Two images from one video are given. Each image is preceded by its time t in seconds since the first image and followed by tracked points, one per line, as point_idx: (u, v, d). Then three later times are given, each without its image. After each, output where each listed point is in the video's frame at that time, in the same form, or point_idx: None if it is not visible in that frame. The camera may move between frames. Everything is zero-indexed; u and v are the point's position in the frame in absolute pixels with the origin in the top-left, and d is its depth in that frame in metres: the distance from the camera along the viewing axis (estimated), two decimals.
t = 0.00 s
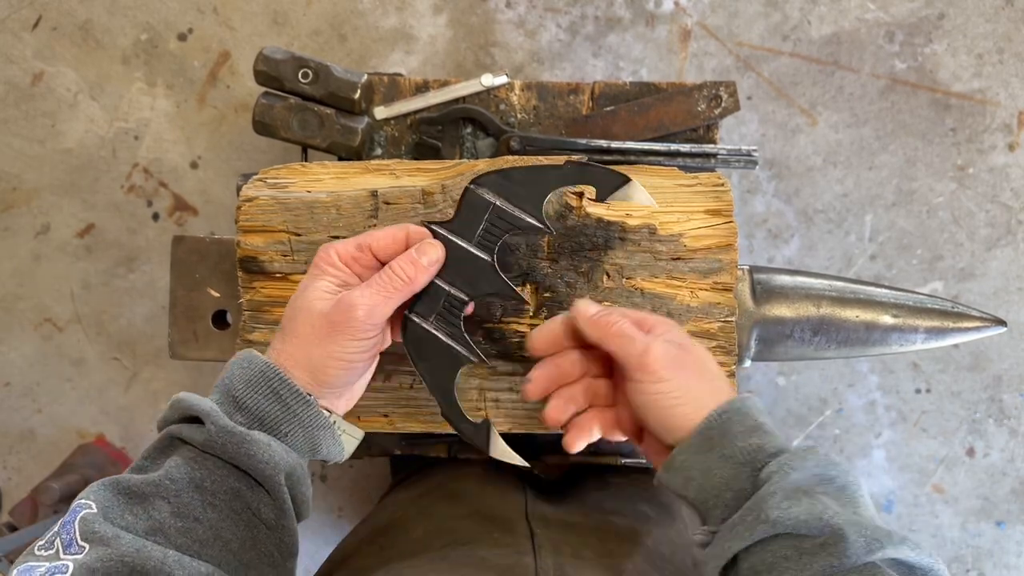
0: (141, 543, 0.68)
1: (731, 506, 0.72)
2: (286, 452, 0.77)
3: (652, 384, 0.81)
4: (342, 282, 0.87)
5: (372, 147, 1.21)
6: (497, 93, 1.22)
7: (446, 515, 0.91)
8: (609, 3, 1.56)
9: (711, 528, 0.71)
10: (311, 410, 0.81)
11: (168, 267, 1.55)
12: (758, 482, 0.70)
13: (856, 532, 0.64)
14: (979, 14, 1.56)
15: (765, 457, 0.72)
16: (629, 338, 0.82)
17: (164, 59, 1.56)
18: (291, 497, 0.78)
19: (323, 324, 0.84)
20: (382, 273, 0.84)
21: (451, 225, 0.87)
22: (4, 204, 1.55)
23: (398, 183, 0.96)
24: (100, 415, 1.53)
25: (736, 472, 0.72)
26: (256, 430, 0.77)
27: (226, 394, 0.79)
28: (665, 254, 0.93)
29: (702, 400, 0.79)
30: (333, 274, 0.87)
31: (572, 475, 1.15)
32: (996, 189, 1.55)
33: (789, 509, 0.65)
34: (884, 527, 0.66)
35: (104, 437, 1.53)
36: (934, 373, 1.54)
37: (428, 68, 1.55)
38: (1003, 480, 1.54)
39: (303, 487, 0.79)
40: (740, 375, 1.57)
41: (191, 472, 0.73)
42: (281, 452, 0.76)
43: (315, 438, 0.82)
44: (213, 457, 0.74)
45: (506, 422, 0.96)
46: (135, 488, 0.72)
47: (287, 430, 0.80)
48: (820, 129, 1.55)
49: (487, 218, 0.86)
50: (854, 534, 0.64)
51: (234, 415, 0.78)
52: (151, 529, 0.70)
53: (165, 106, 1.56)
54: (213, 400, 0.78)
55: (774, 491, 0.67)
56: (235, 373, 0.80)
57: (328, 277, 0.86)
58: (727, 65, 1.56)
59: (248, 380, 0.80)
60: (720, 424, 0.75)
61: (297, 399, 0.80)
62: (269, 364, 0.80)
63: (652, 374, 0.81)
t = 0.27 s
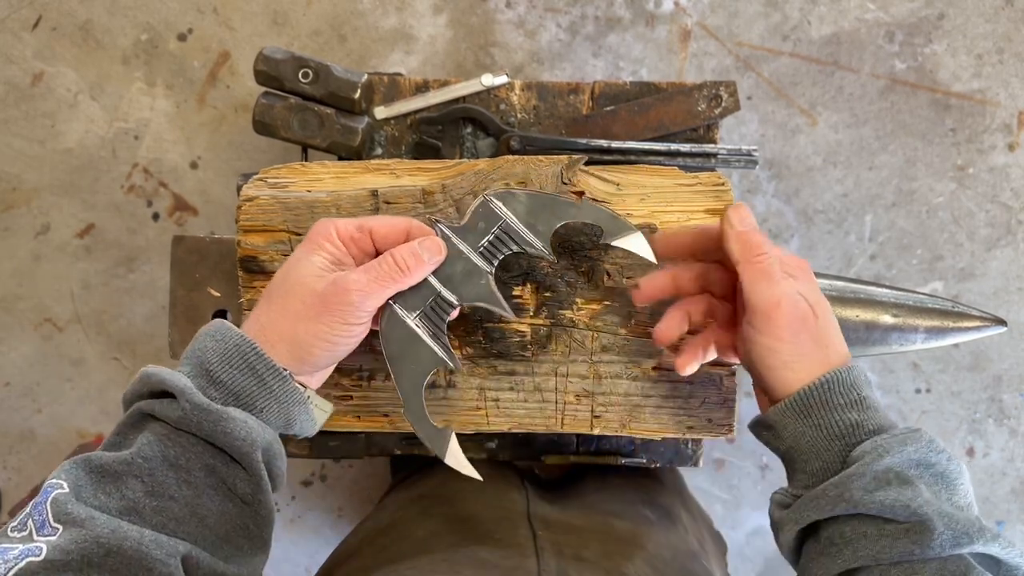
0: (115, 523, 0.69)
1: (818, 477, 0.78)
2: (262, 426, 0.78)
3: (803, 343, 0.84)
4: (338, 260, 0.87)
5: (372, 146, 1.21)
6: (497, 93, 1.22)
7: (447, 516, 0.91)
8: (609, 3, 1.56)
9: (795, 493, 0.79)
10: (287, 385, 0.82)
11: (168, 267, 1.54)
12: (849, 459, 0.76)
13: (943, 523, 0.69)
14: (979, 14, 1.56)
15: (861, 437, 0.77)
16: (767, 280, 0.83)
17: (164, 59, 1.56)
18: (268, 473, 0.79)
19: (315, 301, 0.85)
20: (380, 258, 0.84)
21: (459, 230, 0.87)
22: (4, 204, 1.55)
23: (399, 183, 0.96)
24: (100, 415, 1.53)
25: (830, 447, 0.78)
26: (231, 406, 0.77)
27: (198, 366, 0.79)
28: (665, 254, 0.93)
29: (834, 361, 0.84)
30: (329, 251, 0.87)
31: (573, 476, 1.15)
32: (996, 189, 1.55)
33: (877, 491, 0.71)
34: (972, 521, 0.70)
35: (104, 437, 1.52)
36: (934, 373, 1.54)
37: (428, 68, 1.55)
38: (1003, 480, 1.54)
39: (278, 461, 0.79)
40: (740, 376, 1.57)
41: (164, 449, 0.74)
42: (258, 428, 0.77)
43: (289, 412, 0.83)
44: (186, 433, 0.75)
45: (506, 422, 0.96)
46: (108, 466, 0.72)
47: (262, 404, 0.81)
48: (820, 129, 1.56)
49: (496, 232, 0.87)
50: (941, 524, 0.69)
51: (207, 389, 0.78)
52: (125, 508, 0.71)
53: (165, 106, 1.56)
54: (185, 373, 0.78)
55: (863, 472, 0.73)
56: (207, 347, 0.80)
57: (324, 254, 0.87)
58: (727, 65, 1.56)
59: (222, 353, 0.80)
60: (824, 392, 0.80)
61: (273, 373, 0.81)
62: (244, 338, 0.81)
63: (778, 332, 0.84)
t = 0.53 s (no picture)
0: (120, 512, 0.69)
1: (796, 471, 0.78)
2: (268, 416, 0.79)
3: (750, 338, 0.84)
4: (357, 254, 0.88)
5: (372, 146, 1.21)
6: (497, 93, 1.22)
7: (448, 515, 0.91)
8: (609, 3, 1.56)
9: (774, 488, 0.79)
10: (293, 374, 0.84)
11: (168, 267, 1.55)
12: (825, 452, 0.76)
13: (922, 515, 0.69)
14: (979, 14, 1.56)
15: (837, 429, 0.78)
16: (692, 292, 0.85)
17: (164, 59, 1.56)
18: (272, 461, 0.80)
19: (331, 293, 0.85)
20: (399, 256, 0.85)
21: (483, 241, 0.89)
22: (4, 204, 1.55)
23: (398, 183, 0.96)
24: (100, 415, 1.53)
25: (805, 440, 0.79)
26: (237, 394, 0.78)
27: (204, 354, 0.80)
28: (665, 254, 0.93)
29: (788, 356, 0.83)
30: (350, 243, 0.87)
31: (575, 476, 1.15)
32: (996, 189, 1.55)
33: (854, 485, 0.71)
34: (952, 511, 0.70)
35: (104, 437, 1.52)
36: (934, 373, 1.54)
37: (428, 68, 1.55)
38: (1003, 480, 1.54)
39: (283, 450, 0.81)
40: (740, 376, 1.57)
41: (169, 438, 0.74)
42: (264, 416, 0.78)
43: (296, 400, 0.85)
44: (191, 421, 0.75)
45: (506, 422, 0.96)
46: (113, 455, 0.73)
47: (267, 392, 0.82)
48: (820, 129, 1.56)
49: (518, 252, 0.88)
50: (920, 517, 0.69)
51: (213, 376, 0.80)
52: (131, 497, 0.72)
53: (165, 106, 1.56)
54: (191, 361, 0.79)
55: (839, 466, 0.73)
56: (213, 333, 0.81)
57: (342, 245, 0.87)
58: (727, 64, 1.56)
59: (228, 340, 0.81)
60: (795, 385, 0.81)
61: (278, 361, 0.82)
62: (250, 326, 0.82)
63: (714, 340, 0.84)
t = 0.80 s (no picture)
0: (99, 531, 0.68)
1: (787, 487, 0.78)
2: (243, 432, 0.77)
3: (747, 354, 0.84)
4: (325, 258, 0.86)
5: (372, 146, 1.21)
6: (497, 93, 1.22)
7: (449, 513, 0.91)
8: (609, 4, 1.56)
9: (764, 504, 0.78)
10: (269, 388, 0.82)
11: (168, 267, 1.55)
12: (817, 467, 0.76)
13: (912, 525, 0.69)
14: (979, 14, 1.56)
15: (828, 444, 0.78)
16: (698, 304, 0.84)
17: (164, 59, 1.56)
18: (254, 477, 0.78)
19: (297, 299, 0.84)
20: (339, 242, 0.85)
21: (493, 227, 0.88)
22: (3, 204, 1.55)
23: (398, 183, 0.96)
24: (100, 415, 1.53)
25: (797, 456, 0.78)
26: (212, 412, 0.77)
27: (182, 377, 0.80)
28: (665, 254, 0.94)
29: (787, 374, 0.84)
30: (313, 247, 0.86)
31: (575, 476, 1.15)
32: (996, 189, 1.55)
33: (847, 496, 0.71)
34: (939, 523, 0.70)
35: (104, 437, 1.52)
36: (934, 373, 1.54)
37: (428, 68, 1.55)
38: (1003, 480, 1.54)
39: (265, 467, 0.80)
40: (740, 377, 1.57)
41: (148, 458, 0.74)
42: (236, 430, 0.76)
43: (274, 415, 0.82)
44: (167, 439, 0.75)
45: (506, 422, 0.95)
46: (94, 478, 0.73)
47: (245, 410, 0.80)
48: (820, 129, 1.56)
49: (543, 231, 0.88)
50: (910, 527, 0.69)
51: (190, 397, 0.79)
52: (111, 518, 0.71)
53: (165, 106, 1.56)
54: (167, 384, 0.79)
55: (832, 478, 0.72)
56: (189, 355, 0.81)
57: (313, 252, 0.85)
58: (727, 65, 1.56)
59: (202, 360, 0.81)
60: (788, 402, 0.81)
61: (253, 378, 0.81)
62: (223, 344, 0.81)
63: (714, 347, 0.83)
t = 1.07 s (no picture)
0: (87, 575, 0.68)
1: (779, 506, 0.77)
2: (235, 475, 0.77)
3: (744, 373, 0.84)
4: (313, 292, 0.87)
5: (372, 146, 1.21)
6: (497, 93, 1.22)
7: (449, 512, 0.91)
8: (609, 3, 1.57)
9: (754, 522, 0.77)
10: (260, 427, 0.81)
11: (168, 267, 1.55)
12: (810, 485, 0.75)
13: (903, 542, 0.68)
14: (979, 14, 1.56)
15: (820, 463, 0.77)
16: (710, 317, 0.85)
17: (164, 59, 1.56)
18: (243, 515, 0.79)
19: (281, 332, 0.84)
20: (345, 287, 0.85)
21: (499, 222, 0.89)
22: (3, 204, 1.55)
23: (398, 183, 0.96)
24: (100, 415, 1.53)
25: (789, 474, 0.78)
26: (203, 453, 0.77)
27: (171, 415, 0.79)
28: (665, 254, 0.94)
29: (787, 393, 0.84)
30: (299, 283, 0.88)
31: (575, 476, 1.15)
32: (996, 189, 1.55)
33: (839, 512, 0.70)
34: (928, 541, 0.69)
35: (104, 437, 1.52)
36: (934, 373, 1.54)
37: (428, 68, 1.55)
38: (1003, 480, 1.54)
39: (256, 505, 0.81)
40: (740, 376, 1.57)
41: (136, 499, 0.74)
42: (229, 473, 0.76)
43: (265, 454, 0.82)
44: (158, 482, 0.74)
45: (506, 422, 0.95)
46: (81, 518, 0.72)
47: (235, 449, 0.80)
48: (820, 129, 1.55)
49: (571, 219, 0.89)
50: (900, 543, 0.67)
51: (180, 437, 0.78)
52: (98, 560, 0.71)
53: (165, 106, 1.56)
54: (156, 423, 0.78)
55: (824, 494, 0.72)
56: (178, 391, 0.80)
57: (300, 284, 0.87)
58: (727, 65, 1.56)
59: (192, 399, 0.79)
60: (782, 421, 0.81)
61: (244, 417, 0.80)
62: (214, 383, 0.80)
63: (721, 357, 0.84)
